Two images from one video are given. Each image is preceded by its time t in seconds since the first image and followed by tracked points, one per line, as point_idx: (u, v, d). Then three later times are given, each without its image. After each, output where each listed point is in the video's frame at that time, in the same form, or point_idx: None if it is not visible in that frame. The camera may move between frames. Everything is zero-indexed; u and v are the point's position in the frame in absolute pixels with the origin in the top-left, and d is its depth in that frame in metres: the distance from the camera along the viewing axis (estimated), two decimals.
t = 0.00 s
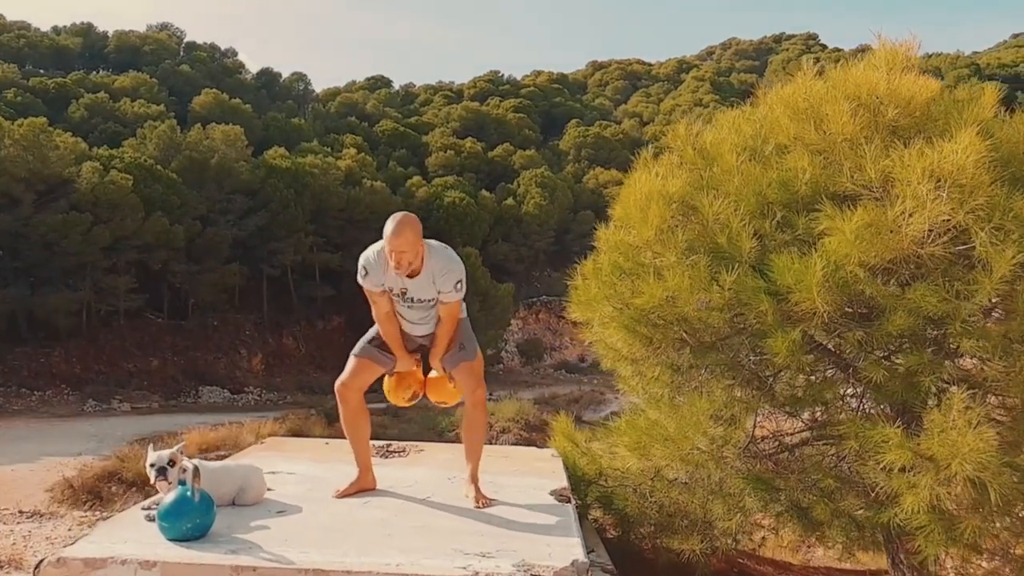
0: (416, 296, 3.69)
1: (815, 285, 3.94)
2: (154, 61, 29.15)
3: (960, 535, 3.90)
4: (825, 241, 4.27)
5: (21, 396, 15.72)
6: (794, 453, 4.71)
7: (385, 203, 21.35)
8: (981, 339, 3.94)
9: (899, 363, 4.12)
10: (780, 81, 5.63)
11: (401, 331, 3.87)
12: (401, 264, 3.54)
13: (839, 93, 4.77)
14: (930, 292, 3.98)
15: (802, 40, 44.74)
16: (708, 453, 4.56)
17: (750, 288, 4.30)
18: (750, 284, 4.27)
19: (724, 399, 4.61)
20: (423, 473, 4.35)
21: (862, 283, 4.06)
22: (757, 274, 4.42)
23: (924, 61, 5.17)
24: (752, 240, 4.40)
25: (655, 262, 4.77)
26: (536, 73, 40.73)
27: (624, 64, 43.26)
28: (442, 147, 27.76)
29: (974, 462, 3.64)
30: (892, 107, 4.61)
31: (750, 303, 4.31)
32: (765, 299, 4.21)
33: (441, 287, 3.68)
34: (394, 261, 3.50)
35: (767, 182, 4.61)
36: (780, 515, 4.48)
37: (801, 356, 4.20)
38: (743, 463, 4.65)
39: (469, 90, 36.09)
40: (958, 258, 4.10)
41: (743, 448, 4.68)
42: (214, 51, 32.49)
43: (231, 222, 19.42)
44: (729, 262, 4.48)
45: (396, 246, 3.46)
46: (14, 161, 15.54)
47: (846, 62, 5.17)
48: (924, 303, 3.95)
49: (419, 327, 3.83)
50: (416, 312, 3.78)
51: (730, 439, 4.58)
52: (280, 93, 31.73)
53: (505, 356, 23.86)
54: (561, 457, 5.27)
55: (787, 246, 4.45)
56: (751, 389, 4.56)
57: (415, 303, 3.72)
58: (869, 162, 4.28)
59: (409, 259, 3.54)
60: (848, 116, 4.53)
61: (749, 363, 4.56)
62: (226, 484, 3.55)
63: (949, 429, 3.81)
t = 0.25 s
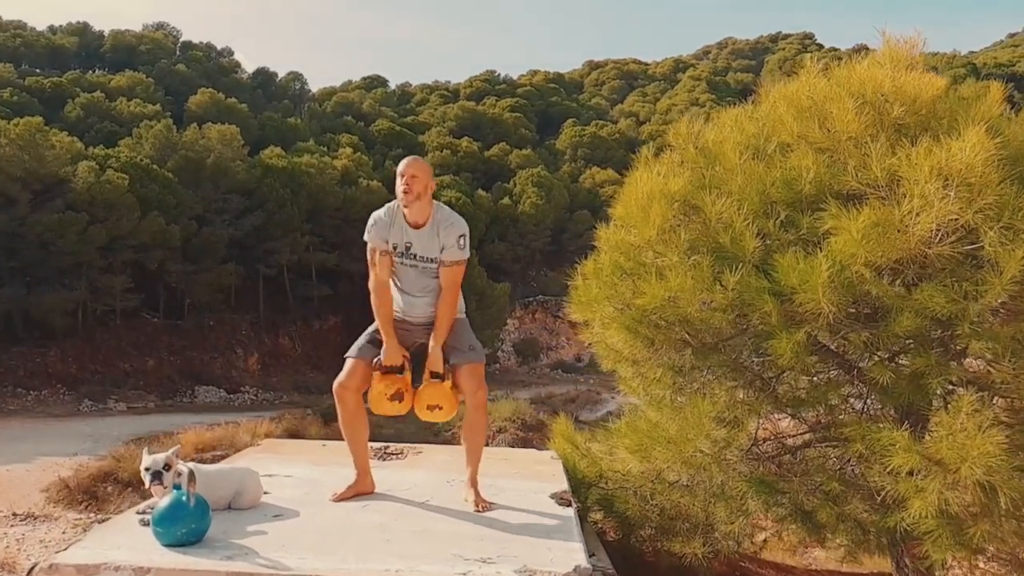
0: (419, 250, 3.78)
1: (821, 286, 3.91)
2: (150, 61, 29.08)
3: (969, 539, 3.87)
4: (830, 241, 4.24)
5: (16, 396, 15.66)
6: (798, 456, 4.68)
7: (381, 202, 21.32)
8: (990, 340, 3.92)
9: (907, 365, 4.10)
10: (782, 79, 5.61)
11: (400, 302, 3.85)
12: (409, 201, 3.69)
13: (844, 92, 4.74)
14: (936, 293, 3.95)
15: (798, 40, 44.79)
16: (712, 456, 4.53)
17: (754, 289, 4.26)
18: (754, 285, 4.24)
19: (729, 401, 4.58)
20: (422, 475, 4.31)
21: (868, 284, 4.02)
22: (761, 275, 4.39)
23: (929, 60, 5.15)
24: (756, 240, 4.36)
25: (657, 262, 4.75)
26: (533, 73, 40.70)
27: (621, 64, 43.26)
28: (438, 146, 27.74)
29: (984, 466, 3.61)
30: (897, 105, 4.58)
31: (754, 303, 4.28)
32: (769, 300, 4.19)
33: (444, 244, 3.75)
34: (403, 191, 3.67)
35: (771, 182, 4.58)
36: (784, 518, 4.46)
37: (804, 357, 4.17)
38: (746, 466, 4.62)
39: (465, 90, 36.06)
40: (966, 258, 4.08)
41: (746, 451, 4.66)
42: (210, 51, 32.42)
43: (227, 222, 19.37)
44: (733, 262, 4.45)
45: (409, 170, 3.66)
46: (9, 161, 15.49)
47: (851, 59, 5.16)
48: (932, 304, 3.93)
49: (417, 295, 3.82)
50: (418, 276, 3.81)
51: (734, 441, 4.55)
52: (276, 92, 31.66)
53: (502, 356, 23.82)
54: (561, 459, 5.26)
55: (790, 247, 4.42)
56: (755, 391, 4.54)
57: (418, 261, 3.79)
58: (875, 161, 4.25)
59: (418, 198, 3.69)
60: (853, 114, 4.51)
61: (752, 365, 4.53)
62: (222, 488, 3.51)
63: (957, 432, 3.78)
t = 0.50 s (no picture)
0: (430, 213, 3.75)
1: (828, 287, 3.88)
2: (147, 59, 29.02)
3: (977, 543, 3.85)
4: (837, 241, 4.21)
5: (13, 396, 15.61)
6: (802, 458, 4.67)
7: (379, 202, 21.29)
8: (1000, 341, 3.89)
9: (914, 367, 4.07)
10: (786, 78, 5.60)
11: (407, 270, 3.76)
12: (423, 172, 3.73)
13: (850, 90, 4.71)
14: (945, 293, 3.92)
15: (795, 40, 44.85)
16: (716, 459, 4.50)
17: (759, 289, 4.23)
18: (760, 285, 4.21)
19: (734, 403, 4.55)
20: (422, 478, 4.27)
21: (876, 284, 3.99)
22: (767, 276, 4.36)
23: (934, 58, 5.13)
24: (762, 240, 4.33)
25: (661, 262, 4.72)
26: (531, 72, 40.68)
27: (618, 64, 43.26)
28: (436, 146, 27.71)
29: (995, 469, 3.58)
30: (904, 104, 4.56)
31: (759, 304, 4.25)
32: (775, 301, 4.16)
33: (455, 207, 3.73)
34: (417, 164, 3.71)
35: (776, 181, 4.56)
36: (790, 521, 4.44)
37: (811, 358, 4.14)
38: (752, 469, 4.60)
39: (463, 89, 36.03)
40: (975, 258, 4.07)
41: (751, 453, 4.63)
42: (207, 50, 32.36)
43: (224, 221, 19.33)
44: (738, 263, 4.42)
45: (423, 142, 3.71)
46: (5, 160, 15.44)
47: (855, 57, 5.14)
48: (940, 304, 3.91)
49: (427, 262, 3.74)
50: (428, 242, 3.76)
51: (739, 443, 4.52)
52: (273, 91, 31.61)
53: (499, 355, 23.80)
54: (562, 460, 5.24)
55: (796, 247, 4.39)
56: (760, 393, 4.51)
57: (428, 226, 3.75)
58: (882, 160, 4.22)
59: (431, 163, 3.72)
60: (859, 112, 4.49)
61: (757, 367, 4.51)
62: (220, 492, 3.48)
63: (966, 435, 3.75)
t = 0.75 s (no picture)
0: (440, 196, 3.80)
1: (838, 288, 3.85)
2: (144, 59, 28.94)
3: (990, 547, 3.83)
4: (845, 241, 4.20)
5: (10, 396, 15.56)
6: (809, 460, 4.65)
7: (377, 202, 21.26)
8: (1011, 342, 3.87)
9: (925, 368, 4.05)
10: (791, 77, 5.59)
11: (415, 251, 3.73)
12: (431, 170, 3.84)
13: (857, 89, 4.70)
14: (954, 293, 3.91)
15: (794, 40, 44.81)
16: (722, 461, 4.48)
17: (767, 289, 4.21)
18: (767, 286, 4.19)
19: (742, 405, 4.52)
20: (424, 481, 4.22)
21: (885, 285, 3.97)
22: (774, 276, 4.34)
23: (940, 57, 5.12)
24: (769, 240, 4.31)
25: (667, 262, 4.70)
26: (528, 72, 40.63)
27: (616, 64, 43.22)
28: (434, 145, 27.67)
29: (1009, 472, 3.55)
30: (912, 103, 4.54)
31: (767, 304, 4.23)
32: (784, 301, 4.13)
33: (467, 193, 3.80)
34: (424, 164, 3.81)
35: (783, 179, 4.54)
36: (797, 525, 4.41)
37: (819, 360, 4.12)
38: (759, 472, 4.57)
39: (461, 89, 35.98)
40: (986, 258, 4.05)
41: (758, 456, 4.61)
42: (205, 49, 32.27)
43: (222, 221, 19.29)
44: (745, 263, 4.40)
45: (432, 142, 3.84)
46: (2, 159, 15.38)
47: (862, 54, 5.13)
48: (951, 305, 3.89)
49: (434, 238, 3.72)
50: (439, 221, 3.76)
51: (746, 445, 4.50)
52: (271, 91, 31.54)
53: (497, 355, 23.78)
54: (565, 462, 5.20)
55: (804, 247, 4.37)
56: (766, 395, 4.49)
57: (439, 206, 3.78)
58: (891, 159, 4.21)
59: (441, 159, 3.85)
60: (867, 110, 4.47)
61: (763, 368, 4.49)
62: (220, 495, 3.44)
63: (979, 439, 3.73)
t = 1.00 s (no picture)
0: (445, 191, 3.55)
1: (848, 289, 3.85)
2: (142, 57, 28.91)
3: (1001, 551, 3.81)
4: (854, 241, 4.18)
5: (6, 395, 15.52)
6: (816, 462, 4.63)
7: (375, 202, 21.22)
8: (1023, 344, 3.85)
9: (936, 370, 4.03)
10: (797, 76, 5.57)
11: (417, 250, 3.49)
12: (435, 162, 3.59)
13: (864, 88, 4.68)
14: (964, 294, 3.90)
15: (792, 40, 44.84)
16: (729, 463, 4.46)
17: (775, 290, 4.20)
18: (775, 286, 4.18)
19: (749, 407, 4.51)
20: (427, 483, 4.11)
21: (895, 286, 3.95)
22: (782, 277, 4.33)
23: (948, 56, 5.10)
24: (777, 240, 4.30)
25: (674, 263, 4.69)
26: (527, 72, 40.62)
27: (615, 64, 43.24)
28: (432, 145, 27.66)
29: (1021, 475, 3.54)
30: (920, 102, 4.52)
31: (775, 305, 4.22)
32: (791, 302, 4.13)
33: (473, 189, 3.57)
34: (429, 154, 3.57)
35: (791, 179, 4.52)
36: (804, 528, 4.40)
37: (827, 361, 4.11)
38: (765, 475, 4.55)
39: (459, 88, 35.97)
40: (997, 259, 4.04)
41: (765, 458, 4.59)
42: (202, 48, 32.25)
43: (219, 220, 19.24)
44: (753, 264, 4.39)
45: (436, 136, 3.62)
46: None
47: (869, 52, 5.09)
48: (961, 306, 3.88)
49: (439, 239, 3.48)
50: (443, 218, 3.52)
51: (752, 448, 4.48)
52: (269, 90, 31.52)
53: (495, 355, 23.76)
54: (569, 464, 5.14)
55: (811, 248, 4.36)
56: (773, 397, 4.48)
57: (444, 202, 3.53)
58: (900, 159, 4.19)
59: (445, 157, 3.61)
60: (875, 108, 4.43)
61: (769, 370, 4.49)
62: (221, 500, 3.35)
63: (992, 443, 3.71)
